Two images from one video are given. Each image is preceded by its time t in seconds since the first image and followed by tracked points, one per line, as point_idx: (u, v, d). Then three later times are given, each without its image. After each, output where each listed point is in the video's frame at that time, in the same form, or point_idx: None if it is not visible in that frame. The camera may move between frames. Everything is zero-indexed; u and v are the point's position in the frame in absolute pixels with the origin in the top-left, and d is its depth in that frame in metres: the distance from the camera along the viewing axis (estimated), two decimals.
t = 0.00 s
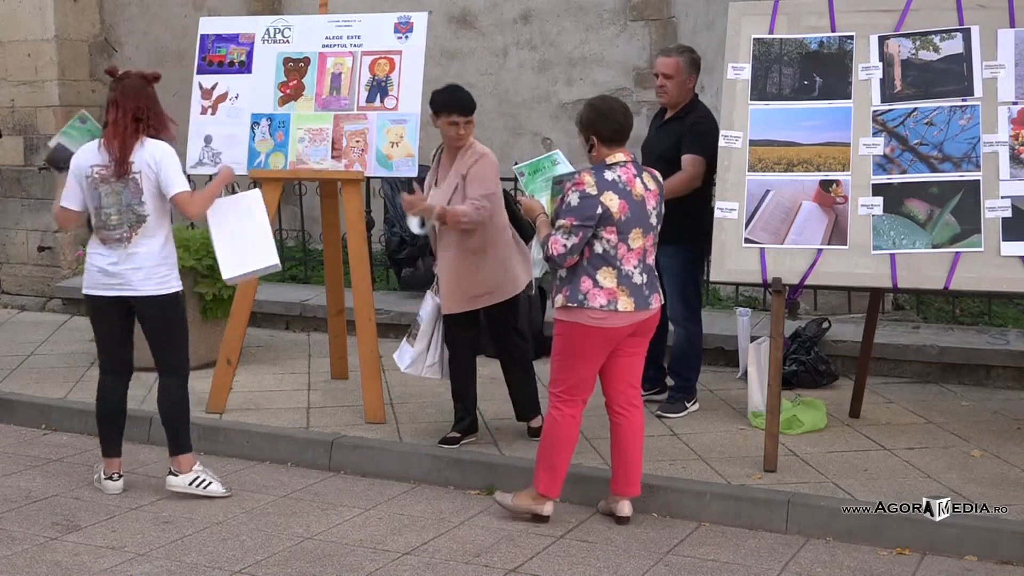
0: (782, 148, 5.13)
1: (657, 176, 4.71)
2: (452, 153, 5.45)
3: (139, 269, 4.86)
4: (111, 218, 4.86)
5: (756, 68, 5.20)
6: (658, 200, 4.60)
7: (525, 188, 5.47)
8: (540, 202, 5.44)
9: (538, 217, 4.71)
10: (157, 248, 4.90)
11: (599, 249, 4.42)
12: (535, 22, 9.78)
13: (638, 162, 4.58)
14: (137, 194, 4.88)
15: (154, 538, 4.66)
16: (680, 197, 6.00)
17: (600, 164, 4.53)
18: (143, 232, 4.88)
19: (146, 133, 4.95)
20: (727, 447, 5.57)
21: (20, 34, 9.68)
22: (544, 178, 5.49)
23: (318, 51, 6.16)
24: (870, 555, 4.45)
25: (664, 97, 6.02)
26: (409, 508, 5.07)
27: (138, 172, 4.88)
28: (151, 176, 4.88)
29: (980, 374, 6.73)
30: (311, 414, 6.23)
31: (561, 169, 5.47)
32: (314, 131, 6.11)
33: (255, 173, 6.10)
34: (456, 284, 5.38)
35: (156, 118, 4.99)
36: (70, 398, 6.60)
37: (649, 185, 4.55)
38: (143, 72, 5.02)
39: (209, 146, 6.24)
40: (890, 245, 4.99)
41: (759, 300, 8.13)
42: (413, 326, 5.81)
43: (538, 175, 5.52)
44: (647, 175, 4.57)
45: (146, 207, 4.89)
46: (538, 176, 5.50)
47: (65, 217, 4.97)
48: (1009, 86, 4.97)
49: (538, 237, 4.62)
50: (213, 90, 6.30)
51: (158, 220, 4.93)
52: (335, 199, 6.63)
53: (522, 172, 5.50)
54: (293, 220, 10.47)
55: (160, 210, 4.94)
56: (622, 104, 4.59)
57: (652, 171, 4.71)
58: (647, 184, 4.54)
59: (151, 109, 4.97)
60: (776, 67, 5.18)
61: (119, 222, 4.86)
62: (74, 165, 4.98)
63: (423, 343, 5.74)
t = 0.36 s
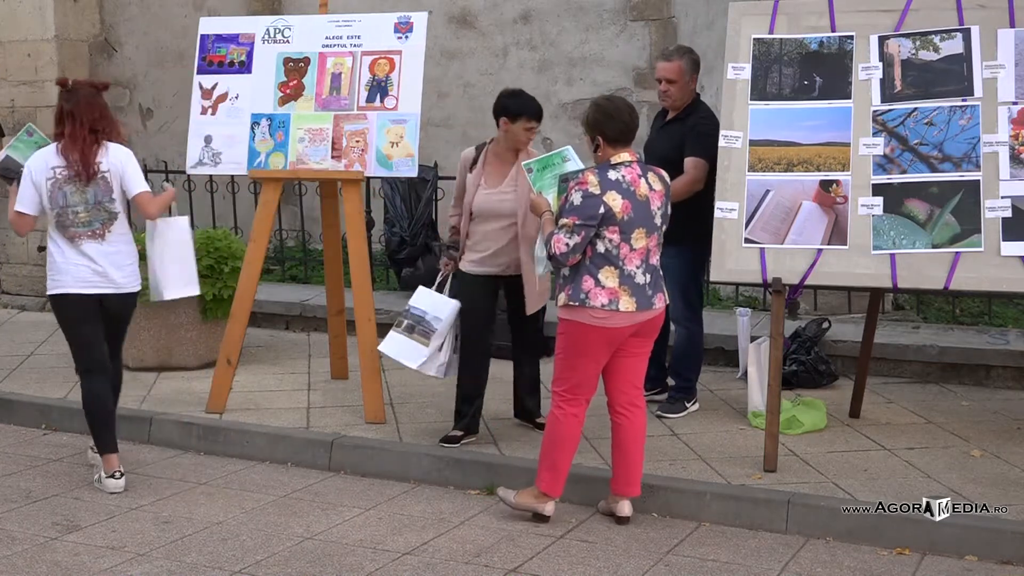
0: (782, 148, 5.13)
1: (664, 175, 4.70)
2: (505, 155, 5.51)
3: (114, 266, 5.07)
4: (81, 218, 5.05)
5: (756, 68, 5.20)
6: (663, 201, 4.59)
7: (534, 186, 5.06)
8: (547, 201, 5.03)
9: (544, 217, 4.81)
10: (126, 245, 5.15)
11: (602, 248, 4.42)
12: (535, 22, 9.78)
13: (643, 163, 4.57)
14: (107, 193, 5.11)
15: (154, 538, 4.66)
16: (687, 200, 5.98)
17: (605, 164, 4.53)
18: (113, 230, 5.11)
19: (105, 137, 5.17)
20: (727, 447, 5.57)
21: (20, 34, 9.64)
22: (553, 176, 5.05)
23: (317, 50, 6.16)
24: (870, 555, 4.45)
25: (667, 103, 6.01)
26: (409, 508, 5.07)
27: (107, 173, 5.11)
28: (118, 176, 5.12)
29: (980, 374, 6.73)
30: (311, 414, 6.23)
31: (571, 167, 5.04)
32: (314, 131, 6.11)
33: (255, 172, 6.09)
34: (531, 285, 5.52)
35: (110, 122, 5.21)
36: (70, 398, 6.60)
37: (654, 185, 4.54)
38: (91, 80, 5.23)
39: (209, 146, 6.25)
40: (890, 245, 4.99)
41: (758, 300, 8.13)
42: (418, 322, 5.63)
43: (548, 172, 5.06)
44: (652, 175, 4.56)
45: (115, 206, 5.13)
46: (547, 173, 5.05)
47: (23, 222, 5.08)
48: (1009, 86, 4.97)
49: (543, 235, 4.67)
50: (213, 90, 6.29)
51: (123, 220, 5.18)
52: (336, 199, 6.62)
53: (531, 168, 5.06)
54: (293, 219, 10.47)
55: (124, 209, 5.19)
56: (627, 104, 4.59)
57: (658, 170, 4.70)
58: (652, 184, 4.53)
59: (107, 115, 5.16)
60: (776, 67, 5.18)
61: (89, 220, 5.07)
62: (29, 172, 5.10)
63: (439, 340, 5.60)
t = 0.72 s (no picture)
0: (782, 148, 5.13)
1: (669, 176, 4.69)
2: (535, 154, 5.49)
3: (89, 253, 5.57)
4: (65, 206, 5.50)
5: (756, 68, 5.20)
6: (666, 201, 4.57)
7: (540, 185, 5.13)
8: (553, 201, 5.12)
9: (548, 214, 4.76)
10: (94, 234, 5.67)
11: (602, 248, 4.42)
12: (535, 22, 9.78)
13: (646, 163, 4.56)
14: (86, 185, 5.59)
15: (154, 538, 4.66)
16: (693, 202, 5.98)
17: (608, 164, 4.53)
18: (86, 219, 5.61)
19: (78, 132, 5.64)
20: (727, 447, 5.57)
21: (20, 34, 9.49)
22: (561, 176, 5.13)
23: (317, 51, 6.16)
24: (870, 555, 4.45)
25: (669, 107, 5.99)
26: (409, 508, 5.07)
27: (89, 166, 5.60)
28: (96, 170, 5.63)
29: (980, 374, 6.73)
30: (311, 414, 6.23)
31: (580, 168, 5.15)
32: (314, 131, 6.11)
33: (255, 172, 6.08)
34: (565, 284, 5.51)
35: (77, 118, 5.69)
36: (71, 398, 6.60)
37: (657, 186, 4.53)
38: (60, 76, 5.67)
39: (209, 146, 6.25)
40: (890, 245, 4.99)
41: (758, 300, 8.13)
42: (457, 321, 5.39)
43: (555, 172, 5.15)
44: (655, 175, 4.55)
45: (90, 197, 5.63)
46: (554, 173, 5.14)
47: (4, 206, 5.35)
48: (1009, 86, 4.97)
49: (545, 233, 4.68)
50: (213, 90, 6.30)
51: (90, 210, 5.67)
52: (336, 199, 6.63)
53: (537, 168, 5.13)
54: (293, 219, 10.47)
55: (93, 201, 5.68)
56: (629, 104, 4.58)
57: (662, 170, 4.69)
58: (655, 184, 4.52)
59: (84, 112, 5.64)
60: (776, 67, 5.18)
61: (70, 208, 5.52)
62: (12, 158, 5.38)
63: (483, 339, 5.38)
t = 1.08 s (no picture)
0: (782, 148, 5.13)
1: (670, 177, 4.68)
2: (535, 154, 5.50)
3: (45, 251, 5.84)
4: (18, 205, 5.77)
5: (756, 68, 5.20)
6: (667, 201, 4.57)
7: (541, 184, 5.16)
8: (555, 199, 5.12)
9: (549, 212, 4.78)
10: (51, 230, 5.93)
11: (601, 247, 4.42)
12: (535, 22, 9.78)
13: (647, 163, 4.56)
14: (40, 184, 5.86)
15: (154, 538, 4.66)
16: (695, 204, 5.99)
17: (608, 164, 4.53)
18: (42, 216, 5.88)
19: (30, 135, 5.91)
20: (727, 447, 5.57)
21: (20, 34, 9.61)
22: (562, 173, 5.15)
23: (317, 51, 6.16)
24: (870, 555, 4.45)
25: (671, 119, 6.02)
26: (409, 508, 5.07)
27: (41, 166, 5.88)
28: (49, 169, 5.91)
29: (980, 374, 6.73)
30: (311, 414, 6.23)
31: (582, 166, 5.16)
32: (314, 131, 6.11)
33: (255, 173, 6.08)
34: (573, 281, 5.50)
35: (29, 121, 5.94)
36: (71, 398, 6.60)
37: (658, 186, 4.53)
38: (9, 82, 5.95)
39: (209, 146, 6.26)
40: (890, 245, 4.99)
41: (758, 300, 8.13)
42: (471, 329, 5.42)
43: (558, 171, 5.18)
44: (656, 175, 4.55)
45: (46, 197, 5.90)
46: (555, 171, 5.16)
47: None
48: (1009, 86, 4.97)
49: (545, 232, 4.69)
50: (213, 90, 6.30)
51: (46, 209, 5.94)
52: (336, 199, 6.63)
53: (539, 167, 5.17)
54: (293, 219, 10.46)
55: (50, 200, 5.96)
56: (630, 104, 4.59)
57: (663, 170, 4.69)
58: (655, 185, 4.51)
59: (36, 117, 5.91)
60: (776, 67, 5.18)
61: (27, 209, 5.79)
62: None
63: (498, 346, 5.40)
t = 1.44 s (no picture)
0: (782, 148, 5.13)
1: (670, 177, 4.68)
2: (536, 154, 5.48)
3: (16, 239, 6.32)
4: None
5: (756, 68, 5.20)
6: (666, 202, 4.57)
7: (541, 183, 5.24)
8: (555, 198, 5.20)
9: (548, 211, 4.77)
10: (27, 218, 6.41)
11: (600, 247, 4.42)
12: (535, 22, 9.77)
13: (647, 163, 4.56)
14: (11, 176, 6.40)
15: (154, 538, 4.66)
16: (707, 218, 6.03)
17: (608, 164, 4.53)
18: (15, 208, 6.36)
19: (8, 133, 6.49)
20: (727, 447, 5.57)
21: (20, 34, 9.58)
22: (563, 172, 5.22)
23: (317, 51, 6.16)
24: (870, 555, 4.45)
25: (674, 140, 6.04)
26: (409, 508, 5.07)
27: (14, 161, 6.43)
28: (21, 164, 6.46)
29: (980, 374, 6.74)
30: (311, 414, 6.23)
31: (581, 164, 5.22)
32: (314, 131, 6.11)
33: (255, 172, 6.08)
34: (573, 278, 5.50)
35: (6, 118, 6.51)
36: (71, 398, 6.60)
37: (657, 187, 4.52)
38: None
39: (209, 146, 6.26)
40: (890, 245, 4.99)
41: (758, 300, 8.13)
42: (466, 329, 5.43)
43: (558, 171, 5.24)
44: (656, 176, 4.55)
45: (17, 188, 6.41)
46: (556, 171, 5.23)
47: None
48: (1009, 86, 4.97)
49: (544, 232, 4.69)
50: (213, 90, 6.30)
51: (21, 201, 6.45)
52: (336, 199, 6.63)
53: (539, 166, 5.25)
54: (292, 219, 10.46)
55: (24, 193, 6.47)
56: (631, 104, 4.59)
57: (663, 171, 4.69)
58: (655, 185, 4.51)
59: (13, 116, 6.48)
60: (776, 67, 5.18)
61: None
62: None
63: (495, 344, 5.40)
